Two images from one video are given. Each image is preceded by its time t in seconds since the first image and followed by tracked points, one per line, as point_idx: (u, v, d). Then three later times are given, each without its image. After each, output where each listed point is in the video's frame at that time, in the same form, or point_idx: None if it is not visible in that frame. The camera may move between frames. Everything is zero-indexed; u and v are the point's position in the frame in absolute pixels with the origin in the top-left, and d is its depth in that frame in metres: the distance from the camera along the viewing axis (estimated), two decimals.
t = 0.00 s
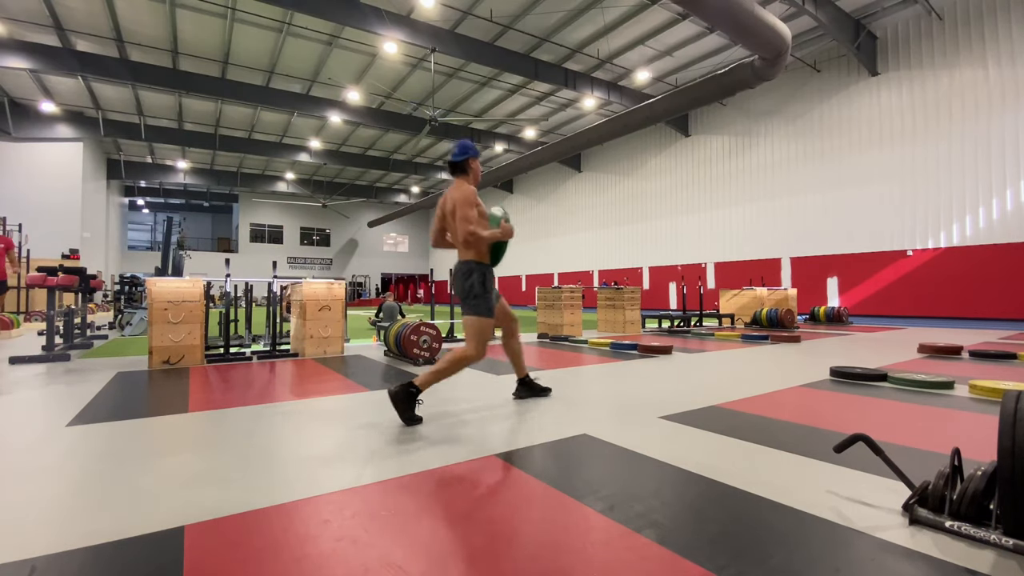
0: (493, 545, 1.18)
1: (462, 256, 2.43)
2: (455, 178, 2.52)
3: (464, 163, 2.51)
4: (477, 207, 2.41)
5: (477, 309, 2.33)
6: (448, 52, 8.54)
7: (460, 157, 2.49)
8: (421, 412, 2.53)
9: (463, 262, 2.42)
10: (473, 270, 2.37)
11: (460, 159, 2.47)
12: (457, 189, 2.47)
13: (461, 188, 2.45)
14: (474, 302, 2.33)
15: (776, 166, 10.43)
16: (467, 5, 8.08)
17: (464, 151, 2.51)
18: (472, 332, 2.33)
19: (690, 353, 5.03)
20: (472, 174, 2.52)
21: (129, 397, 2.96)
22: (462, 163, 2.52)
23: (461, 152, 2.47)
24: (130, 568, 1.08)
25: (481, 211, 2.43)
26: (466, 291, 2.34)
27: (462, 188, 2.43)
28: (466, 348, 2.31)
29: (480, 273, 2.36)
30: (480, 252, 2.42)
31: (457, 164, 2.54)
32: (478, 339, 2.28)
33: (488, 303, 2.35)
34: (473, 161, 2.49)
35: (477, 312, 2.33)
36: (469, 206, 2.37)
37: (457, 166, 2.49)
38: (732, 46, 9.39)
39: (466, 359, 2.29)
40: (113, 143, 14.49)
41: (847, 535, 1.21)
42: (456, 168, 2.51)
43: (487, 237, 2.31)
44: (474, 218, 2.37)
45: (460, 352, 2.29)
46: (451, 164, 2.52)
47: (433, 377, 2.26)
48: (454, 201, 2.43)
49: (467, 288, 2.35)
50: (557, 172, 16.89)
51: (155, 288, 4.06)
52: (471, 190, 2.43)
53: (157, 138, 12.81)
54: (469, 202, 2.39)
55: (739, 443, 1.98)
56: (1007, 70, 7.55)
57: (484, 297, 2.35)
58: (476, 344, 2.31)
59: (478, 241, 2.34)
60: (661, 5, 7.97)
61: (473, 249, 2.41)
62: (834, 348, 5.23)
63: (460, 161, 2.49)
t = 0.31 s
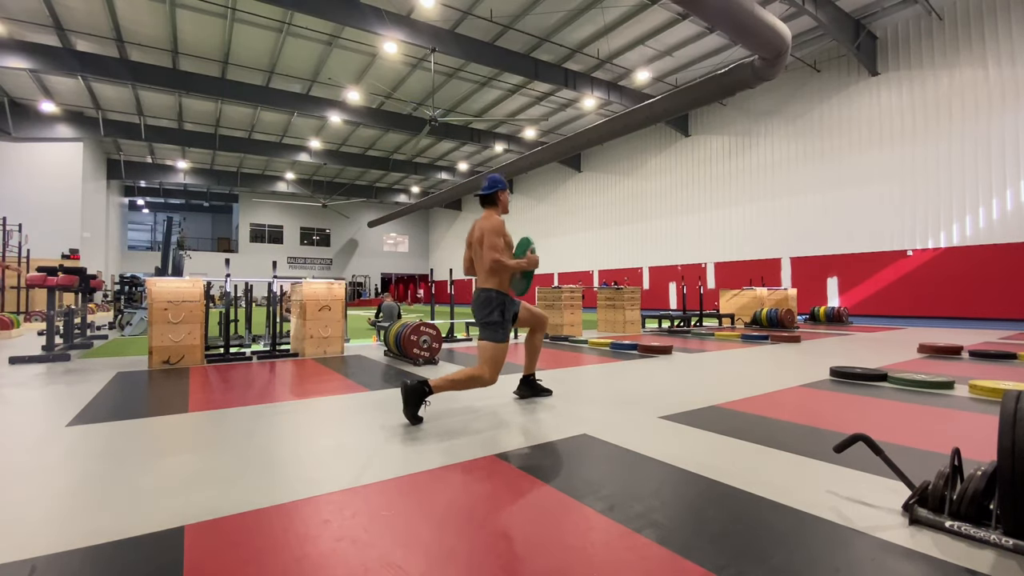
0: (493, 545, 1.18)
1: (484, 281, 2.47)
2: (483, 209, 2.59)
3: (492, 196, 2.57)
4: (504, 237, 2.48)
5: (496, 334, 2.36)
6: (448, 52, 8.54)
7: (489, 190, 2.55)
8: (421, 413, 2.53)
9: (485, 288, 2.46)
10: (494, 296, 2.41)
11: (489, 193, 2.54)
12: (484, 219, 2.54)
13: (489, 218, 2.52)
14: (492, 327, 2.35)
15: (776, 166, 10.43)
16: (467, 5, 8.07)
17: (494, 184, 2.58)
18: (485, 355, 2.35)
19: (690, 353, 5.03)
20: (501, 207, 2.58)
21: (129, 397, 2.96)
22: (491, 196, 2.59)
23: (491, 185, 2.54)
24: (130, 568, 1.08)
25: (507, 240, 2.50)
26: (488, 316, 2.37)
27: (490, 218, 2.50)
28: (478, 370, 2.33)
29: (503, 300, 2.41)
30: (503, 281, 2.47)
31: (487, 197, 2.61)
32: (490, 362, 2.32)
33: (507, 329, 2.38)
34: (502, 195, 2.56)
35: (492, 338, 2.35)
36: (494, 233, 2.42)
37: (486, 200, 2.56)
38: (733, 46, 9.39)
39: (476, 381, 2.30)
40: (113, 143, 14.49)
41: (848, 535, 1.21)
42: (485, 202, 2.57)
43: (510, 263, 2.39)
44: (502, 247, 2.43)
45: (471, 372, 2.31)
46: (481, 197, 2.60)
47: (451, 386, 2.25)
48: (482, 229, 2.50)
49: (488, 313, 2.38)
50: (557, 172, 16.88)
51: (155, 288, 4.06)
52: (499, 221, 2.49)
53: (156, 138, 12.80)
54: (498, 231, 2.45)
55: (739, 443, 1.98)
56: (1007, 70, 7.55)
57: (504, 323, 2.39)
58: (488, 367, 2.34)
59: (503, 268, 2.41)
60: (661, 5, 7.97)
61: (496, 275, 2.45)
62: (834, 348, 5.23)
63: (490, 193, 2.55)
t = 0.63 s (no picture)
0: (492, 544, 1.18)
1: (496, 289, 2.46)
2: (491, 217, 2.61)
3: (500, 206, 2.60)
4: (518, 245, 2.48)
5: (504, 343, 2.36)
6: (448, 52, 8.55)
7: (497, 200, 2.60)
8: (422, 413, 2.53)
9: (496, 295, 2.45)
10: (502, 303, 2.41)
11: (498, 203, 2.57)
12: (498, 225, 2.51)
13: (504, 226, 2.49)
14: (500, 335, 2.34)
15: (776, 166, 10.43)
16: (467, 5, 8.07)
17: (501, 194, 2.62)
18: (487, 361, 2.35)
19: (690, 353, 5.03)
20: (508, 217, 2.62)
21: (129, 397, 2.96)
22: (498, 206, 2.62)
23: (499, 196, 2.58)
24: (130, 568, 1.08)
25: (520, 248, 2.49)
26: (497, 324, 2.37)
27: (504, 225, 2.47)
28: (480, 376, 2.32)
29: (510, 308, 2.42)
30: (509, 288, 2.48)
31: (494, 206, 2.65)
32: (493, 370, 2.32)
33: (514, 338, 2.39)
34: (510, 205, 2.60)
35: (498, 346, 2.35)
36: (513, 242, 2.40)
37: (494, 209, 2.60)
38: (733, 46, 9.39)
39: (478, 388, 2.30)
40: (113, 143, 14.50)
41: (847, 535, 1.21)
42: (493, 211, 2.61)
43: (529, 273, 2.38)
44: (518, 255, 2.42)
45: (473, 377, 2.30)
46: (489, 206, 2.63)
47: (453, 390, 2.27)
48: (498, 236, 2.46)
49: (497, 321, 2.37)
50: (557, 172, 16.88)
51: (155, 288, 4.06)
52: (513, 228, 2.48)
53: (156, 138, 12.79)
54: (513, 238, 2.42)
55: (738, 443, 1.98)
56: (1007, 70, 7.55)
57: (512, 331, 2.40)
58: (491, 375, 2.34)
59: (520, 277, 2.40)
60: (661, 5, 7.97)
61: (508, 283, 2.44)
62: (834, 348, 5.24)
63: (498, 203, 2.59)
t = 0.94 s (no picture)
0: (491, 545, 1.18)
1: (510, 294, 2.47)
2: (501, 219, 2.63)
3: (511, 209, 2.63)
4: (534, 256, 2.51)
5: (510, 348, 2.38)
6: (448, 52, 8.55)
7: (509, 203, 2.62)
8: (422, 413, 2.53)
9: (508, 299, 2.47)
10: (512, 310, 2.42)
11: (509, 206, 2.60)
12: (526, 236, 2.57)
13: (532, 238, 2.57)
14: (507, 339, 2.36)
15: (776, 166, 10.43)
16: (467, 5, 8.07)
17: (512, 197, 2.65)
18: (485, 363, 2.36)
19: (690, 353, 5.03)
20: (518, 221, 2.65)
21: (129, 397, 2.95)
22: (508, 209, 2.65)
23: (510, 199, 2.60)
24: (131, 568, 1.09)
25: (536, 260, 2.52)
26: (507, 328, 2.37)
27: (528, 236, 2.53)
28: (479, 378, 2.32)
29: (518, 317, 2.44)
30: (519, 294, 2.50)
31: (503, 208, 2.67)
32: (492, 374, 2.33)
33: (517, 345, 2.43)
34: (520, 210, 2.63)
35: (501, 350, 2.36)
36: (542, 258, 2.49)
37: (504, 211, 2.62)
38: (732, 46, 9.39)
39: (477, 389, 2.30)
40: (113, 143, 14.50)
41: (847, 535, 1.21)
42: (503, 213, 2.63)
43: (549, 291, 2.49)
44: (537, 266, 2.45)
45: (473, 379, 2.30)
46: (499, 208, 2.65)
47: (454, 390, 2.27)
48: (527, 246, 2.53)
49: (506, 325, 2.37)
50: (557, 171, 16.87)
51: (155, 288, 4.05)
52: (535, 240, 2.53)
53: (157, 138, 12.79)
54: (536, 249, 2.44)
55: (739, 443, 1.97)
56: (1007, 70, 7.55)
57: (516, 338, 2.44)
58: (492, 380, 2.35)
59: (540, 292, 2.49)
60: (661, 5, 7.97)
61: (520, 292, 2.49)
62: (834, 348, 5.24)
63: (509, 206, 2.62)
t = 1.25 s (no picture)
0: (491, 545, 1.18)
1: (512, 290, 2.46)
2: (506, 217, 2.62)
3: (517, 207, 2.63)
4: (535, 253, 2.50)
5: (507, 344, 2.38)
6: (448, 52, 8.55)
7: (515, 201, 2.62)
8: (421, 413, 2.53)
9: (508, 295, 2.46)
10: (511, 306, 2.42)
11: (516, 204, 2.60)
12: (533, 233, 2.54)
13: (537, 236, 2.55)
14: (504, 334, 2.36)
15: (776, 166, 10.43)
16: (467, 5, 8.07)
17: (519, 195, 2.65)
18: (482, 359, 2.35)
19: (690, 353, 5.03)
20: (523, 219, 2.65)
21: (129, 398, 2.95)
22: (515, 207, 2.65)
23: (518, 197, 2.60)
24: (130, 568, 1.08)
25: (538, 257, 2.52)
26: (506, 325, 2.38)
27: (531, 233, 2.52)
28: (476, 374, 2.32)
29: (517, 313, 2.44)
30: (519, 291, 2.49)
31: (509, 206, 2.67)
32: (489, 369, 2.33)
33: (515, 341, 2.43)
34: (526, 208, 2.63)
35: (499, 345, 2.37)
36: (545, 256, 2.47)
37: (510, 208, 2.62)
38: (732, 46, 9.39)
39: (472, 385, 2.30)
40: (113, 143, 14.50)
41: (848, 536, 1.21)
42: (508, 211, 2.63)
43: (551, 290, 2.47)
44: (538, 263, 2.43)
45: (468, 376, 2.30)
46: (505, 206, 2.65)
47: (448, 388, 2.27)
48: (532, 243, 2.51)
49: (503, 321, 2.37)
50: (557, 171, 16.87)
51: (155, 288, 4.05)
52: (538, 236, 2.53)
53: (156, 138, 12.79)
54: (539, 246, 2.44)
55: (739, 443, 1.97)
56: (1007, 71, 7.55)
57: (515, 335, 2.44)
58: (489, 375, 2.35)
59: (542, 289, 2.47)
60: (661, 5, 7.97)
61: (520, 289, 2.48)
62: (834, 348, 5.24)
63: (515, 203, 2.62)
